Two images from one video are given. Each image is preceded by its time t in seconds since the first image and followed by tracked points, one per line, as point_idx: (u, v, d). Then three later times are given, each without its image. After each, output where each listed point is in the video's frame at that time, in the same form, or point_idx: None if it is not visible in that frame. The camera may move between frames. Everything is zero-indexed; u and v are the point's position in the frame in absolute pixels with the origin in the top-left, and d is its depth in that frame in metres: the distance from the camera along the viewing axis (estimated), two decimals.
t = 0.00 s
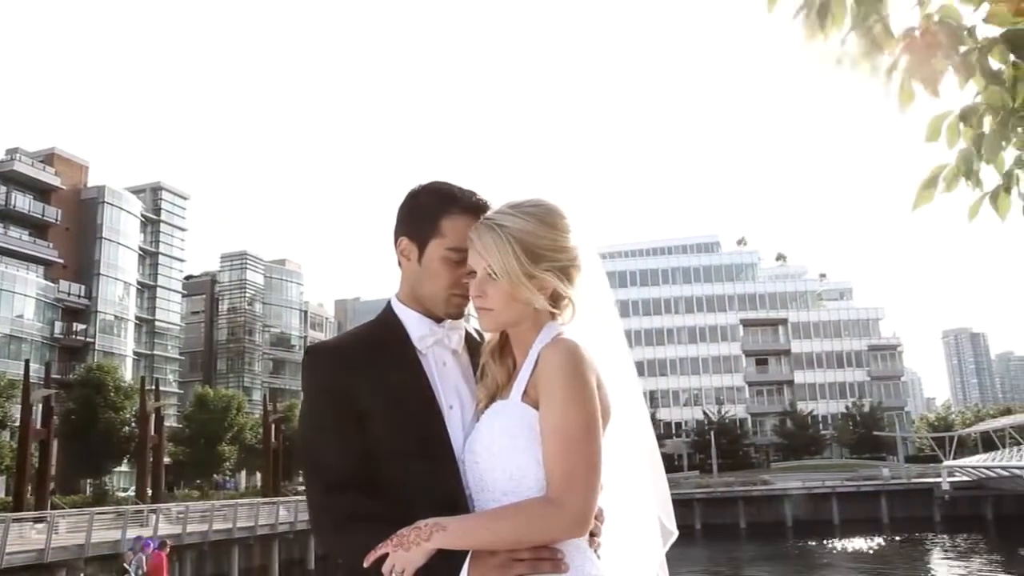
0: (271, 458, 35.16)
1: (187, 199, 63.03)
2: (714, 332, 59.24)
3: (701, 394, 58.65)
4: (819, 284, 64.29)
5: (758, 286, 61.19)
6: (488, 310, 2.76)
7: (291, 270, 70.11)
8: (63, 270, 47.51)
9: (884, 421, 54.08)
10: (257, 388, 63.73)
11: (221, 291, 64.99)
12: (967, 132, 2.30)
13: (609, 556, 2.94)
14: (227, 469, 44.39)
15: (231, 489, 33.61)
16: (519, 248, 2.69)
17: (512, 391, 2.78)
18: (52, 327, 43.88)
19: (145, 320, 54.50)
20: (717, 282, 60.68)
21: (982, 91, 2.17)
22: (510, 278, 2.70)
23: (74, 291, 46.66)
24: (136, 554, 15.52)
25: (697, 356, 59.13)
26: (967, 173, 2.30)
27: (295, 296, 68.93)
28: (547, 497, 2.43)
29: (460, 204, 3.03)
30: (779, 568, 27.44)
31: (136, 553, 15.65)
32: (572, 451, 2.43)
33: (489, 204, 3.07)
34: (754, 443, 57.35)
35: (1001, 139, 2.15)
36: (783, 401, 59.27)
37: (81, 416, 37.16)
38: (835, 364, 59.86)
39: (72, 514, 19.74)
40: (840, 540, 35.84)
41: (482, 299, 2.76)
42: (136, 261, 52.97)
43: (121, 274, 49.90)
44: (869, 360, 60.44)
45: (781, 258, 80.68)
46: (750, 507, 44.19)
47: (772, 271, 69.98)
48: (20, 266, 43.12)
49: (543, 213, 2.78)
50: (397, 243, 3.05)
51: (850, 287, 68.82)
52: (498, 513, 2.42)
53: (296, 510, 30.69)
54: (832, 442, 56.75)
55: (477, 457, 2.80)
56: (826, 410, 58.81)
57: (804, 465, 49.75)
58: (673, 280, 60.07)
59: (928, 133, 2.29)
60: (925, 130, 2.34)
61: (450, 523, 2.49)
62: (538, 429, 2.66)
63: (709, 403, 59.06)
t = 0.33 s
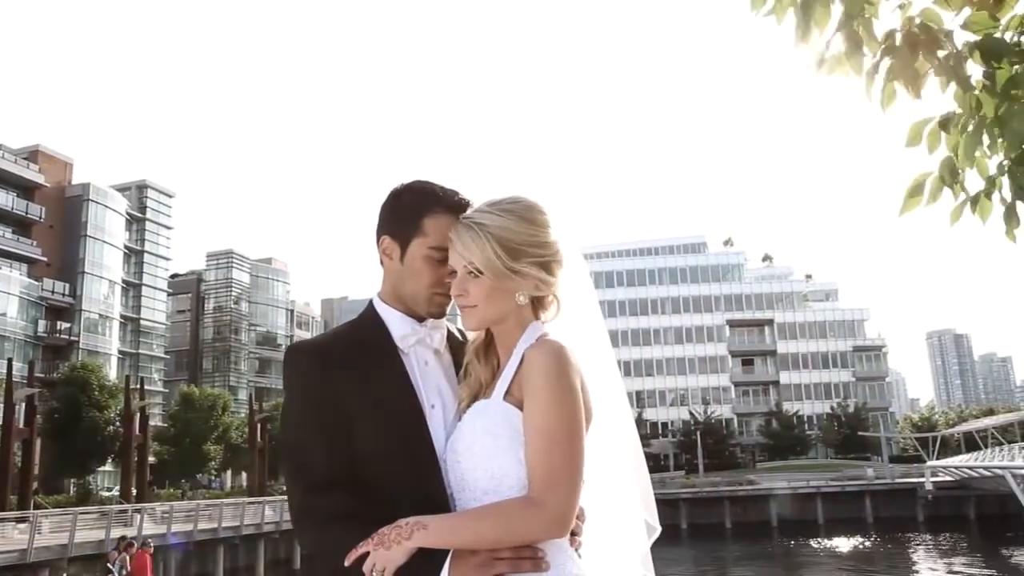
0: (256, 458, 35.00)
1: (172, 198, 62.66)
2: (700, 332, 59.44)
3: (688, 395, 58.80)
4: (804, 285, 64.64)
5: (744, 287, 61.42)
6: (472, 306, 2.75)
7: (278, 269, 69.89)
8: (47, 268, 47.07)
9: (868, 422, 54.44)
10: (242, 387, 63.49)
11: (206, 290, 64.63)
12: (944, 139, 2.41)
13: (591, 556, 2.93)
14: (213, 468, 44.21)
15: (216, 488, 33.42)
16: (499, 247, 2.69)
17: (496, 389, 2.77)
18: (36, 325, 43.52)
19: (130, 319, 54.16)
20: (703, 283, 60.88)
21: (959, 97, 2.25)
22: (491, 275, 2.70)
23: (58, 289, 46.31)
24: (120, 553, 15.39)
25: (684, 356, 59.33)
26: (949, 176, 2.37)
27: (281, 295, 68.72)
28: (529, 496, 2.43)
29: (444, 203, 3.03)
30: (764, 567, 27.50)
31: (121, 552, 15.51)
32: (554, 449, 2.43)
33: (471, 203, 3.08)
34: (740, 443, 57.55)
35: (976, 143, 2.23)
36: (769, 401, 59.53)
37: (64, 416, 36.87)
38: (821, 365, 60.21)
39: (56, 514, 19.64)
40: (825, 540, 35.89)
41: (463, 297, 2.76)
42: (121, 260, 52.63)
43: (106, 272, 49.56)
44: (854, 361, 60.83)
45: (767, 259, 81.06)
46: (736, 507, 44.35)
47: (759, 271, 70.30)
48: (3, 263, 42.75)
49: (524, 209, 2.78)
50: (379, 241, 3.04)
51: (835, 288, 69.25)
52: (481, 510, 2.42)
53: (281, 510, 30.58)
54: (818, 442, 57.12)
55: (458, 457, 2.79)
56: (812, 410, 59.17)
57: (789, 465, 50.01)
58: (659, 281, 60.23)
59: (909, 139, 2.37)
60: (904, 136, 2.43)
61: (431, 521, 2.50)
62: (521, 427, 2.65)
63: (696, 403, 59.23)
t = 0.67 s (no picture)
0: (244, 458, 34.91)
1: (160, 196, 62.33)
2: (689, 332, 59.60)
3: (676, 394, 58.94)
4: (793, 286, 64.91)
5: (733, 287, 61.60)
6: (455, 305, 2.75)
7: (265, 268, 69.68)
8: (32, 267, 46.69)
9: (855, 421, 54.73)
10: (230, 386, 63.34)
11: (194, 289, 64.32)
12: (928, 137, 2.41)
13: (573, 556, 2.93)
14: (201, 468, 44.12)
15: (202, 489, 33.28)
16: (482, 245, 2.69)
17: (479, 389, 2.76)
18: (22, 325, 43.22)
19: (117, 318, 53.87)
20: (691, 282, 61.05)
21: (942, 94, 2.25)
22: (474, 275, 2.69)
23: (44, 288, 46.02)
24: (107, 554, 15.31)
25: (673, 356, 59.47)
26: (930, 175, 2.39)
27: (269, 294, 68.55)
28: (511, 497, 2.42)
29: (428, 203, 3.03)
30: (751, 566, 27.56)
31: (108, 552, 15.43)
32: (537, 448, 2.43)
33: (456, 203, 3.08)
34: (728, 442, 57.71)
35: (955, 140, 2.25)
36: (757, 401, 59.76)
37: (50, 416, 36.65)
38: (808, 364, 60.49)
39: (40, 515, 19.50)
40: (814, 538, 35.96)
41: (447, 295, 2.75)
42: (109, 258, 52.33)
43: (93, 271, 49.28)
44: (841, 360, 61.10)
45: (756, 259, 81.34)
46: (723, 505, 44.49)
47: (747, 271, 70.54)
48: None
49: (508, 210, 2.77)
50: (364, 241, 3.04)
51: (823, 288, 69.60)
52: (462, 511, 2.43)
53: (268, 510, 30.46)
54: (805, 442, 57.38)
55: (443, 457, 2.79)
56: (799, 410, 59.46)
57: (777, 464, 50.21)
58: (648, 280, 60.34)
59: (889, 135, 2.39)
60: (885, 132, 2.46)
61: (415, 521, 2.49)
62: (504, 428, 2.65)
63: (684, 403, 59.38)
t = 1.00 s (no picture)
0: (232, 457, 34.74)
1: (146, 194, 61.89)
2: (677, 332, 59.74)
3: (665, 394, 59.09)
4: (781, 286, 65.19)
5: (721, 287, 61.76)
6: (437, 305, 2.75)
7: (253, 266, 69.43)
8: (18, 265, 46.25)
9: (842, 421, 55.03)
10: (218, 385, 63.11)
11: (182, 288, 63.97)
12: (912, 141, 2.43)
13: (559, 555, 2.92)
14: (188, 467, 43.94)
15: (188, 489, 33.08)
16: (463, 245, 2.68)
17: (461, 390, 2.76)
18: (7, 323, 42.89)
19: (103, 317, 53.50)
20: (680, 282, 61.20)
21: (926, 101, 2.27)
22: (455, 275, 2.69)
23: (29, 286, 45.61)
24: (92, 555, 15.20)
25: (661, 356, 59.61)
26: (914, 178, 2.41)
27: (257, 293, 68.34)
28: (494, 496, 2.43)
29: (410, 201, 3.02)
30: (738, 565, 27.63)
31: (93, 553, 15.31)
32: (520, 445, 2.43)
33: (438, 202, 3.09)
34: (716, 442, 57.88)
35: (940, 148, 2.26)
36: (744, 400, 59.99)
37: (35, 416, 36.38)
38: (796, 364, 60.77)
39: (25, 515, 19.31)
40: (801, 537, 36.12)
41: (429, 296, 2.75)
42: (95, 256, 51.99)
43: (79, 269, 48.93)
44: (829, 360, 61.39)
45: (744, 259, 81.59)
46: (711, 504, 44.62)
47: (735, 271, 70.76)
48: None
49: (491, 209, 2.77)
50: (347, 240, 3.03)
51: (810, 289, 69.94)
52: (446, 513, 2.42)
53: (255, 510, 30.32)
54: (792, 441, 57.67)
55: (425, 457, 2.79)
56: (787, 409, 59.73)
57: (765, 464, 50.38)
58: (637, 280, 60.45)
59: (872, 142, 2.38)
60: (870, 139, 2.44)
61: (400, 521, 2.49)
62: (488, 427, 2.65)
63: (672, 402, 59.56)
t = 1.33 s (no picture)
0: (218, 456, 34.59)
1: (131, 191, 61.49)
2: (664, 332, 59.93)
3: (651, 393, 59.25)
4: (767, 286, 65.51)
5: (708, 287, 62.00)
6: (417, 305, 2.75)
7: (240, 265, 69.11)
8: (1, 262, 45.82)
9: (828, 421, 55.35)
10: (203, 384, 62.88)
11: (167, 286, 63.58)
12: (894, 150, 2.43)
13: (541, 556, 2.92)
14: (173, 467, 43.75)
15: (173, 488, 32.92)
16: (444, 244, 2.68)
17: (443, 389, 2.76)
18: None
19: (88, 315, 53.11)
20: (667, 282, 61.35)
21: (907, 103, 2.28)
22: (434, 273, 2.68)
23: (13, 284, 45.17)
24: (74, 555, 15.10)
25: (647, 356, 59.76)
26: (897, 182, 2.41)
27: (243, 292, 68.05)
28: (477, 496, 2.42)
29: (390, 200, 3.02)
30: (725, 564, 27.75)
31: (76, 553, 15.21)
32: (501, 444, 2.43)
33: (419, 200, 3.09)
34: (702, 441, 58.07)
35: (923, 145, 2.26)
36: (731, 400, 60.24)
37: (18, 414, 36.05)
38: (782, 364, 61.07)
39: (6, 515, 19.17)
40: (786, 536, 36.28)
41: (409, 295, 2.75)
42: (80, 254, 51.62)
43: (64, 267, 48.57)
44: (814, 360, 61.76)
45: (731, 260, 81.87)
46: (698, 504, 44.68)
47: (721, 271, 71.03)
48: None
49: (469, 209, 2.76)
50: (327, 238, 3.05)
51: (796, 289, 70.30)
52: (427, 512, 2.42)
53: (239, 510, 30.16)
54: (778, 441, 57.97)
55: (408, 457, 2.79)
56: (773, 409, 60.03)
57: (751, 463, 50.61)
58: (624, 280, 60.56)
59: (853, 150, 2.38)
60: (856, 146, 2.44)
61: (383, 522, 2.48)
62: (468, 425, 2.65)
63: (659, 402, 59.73)
